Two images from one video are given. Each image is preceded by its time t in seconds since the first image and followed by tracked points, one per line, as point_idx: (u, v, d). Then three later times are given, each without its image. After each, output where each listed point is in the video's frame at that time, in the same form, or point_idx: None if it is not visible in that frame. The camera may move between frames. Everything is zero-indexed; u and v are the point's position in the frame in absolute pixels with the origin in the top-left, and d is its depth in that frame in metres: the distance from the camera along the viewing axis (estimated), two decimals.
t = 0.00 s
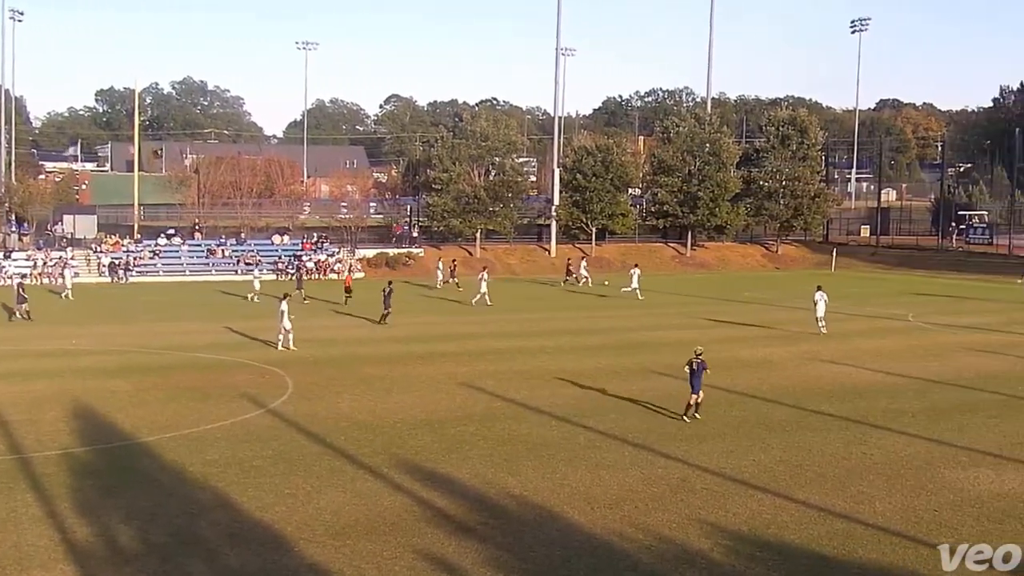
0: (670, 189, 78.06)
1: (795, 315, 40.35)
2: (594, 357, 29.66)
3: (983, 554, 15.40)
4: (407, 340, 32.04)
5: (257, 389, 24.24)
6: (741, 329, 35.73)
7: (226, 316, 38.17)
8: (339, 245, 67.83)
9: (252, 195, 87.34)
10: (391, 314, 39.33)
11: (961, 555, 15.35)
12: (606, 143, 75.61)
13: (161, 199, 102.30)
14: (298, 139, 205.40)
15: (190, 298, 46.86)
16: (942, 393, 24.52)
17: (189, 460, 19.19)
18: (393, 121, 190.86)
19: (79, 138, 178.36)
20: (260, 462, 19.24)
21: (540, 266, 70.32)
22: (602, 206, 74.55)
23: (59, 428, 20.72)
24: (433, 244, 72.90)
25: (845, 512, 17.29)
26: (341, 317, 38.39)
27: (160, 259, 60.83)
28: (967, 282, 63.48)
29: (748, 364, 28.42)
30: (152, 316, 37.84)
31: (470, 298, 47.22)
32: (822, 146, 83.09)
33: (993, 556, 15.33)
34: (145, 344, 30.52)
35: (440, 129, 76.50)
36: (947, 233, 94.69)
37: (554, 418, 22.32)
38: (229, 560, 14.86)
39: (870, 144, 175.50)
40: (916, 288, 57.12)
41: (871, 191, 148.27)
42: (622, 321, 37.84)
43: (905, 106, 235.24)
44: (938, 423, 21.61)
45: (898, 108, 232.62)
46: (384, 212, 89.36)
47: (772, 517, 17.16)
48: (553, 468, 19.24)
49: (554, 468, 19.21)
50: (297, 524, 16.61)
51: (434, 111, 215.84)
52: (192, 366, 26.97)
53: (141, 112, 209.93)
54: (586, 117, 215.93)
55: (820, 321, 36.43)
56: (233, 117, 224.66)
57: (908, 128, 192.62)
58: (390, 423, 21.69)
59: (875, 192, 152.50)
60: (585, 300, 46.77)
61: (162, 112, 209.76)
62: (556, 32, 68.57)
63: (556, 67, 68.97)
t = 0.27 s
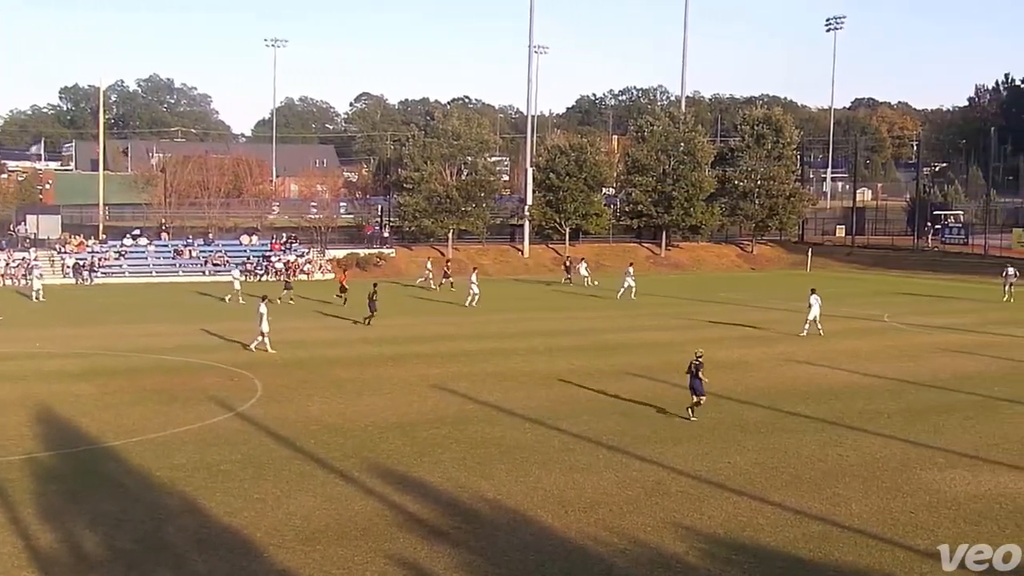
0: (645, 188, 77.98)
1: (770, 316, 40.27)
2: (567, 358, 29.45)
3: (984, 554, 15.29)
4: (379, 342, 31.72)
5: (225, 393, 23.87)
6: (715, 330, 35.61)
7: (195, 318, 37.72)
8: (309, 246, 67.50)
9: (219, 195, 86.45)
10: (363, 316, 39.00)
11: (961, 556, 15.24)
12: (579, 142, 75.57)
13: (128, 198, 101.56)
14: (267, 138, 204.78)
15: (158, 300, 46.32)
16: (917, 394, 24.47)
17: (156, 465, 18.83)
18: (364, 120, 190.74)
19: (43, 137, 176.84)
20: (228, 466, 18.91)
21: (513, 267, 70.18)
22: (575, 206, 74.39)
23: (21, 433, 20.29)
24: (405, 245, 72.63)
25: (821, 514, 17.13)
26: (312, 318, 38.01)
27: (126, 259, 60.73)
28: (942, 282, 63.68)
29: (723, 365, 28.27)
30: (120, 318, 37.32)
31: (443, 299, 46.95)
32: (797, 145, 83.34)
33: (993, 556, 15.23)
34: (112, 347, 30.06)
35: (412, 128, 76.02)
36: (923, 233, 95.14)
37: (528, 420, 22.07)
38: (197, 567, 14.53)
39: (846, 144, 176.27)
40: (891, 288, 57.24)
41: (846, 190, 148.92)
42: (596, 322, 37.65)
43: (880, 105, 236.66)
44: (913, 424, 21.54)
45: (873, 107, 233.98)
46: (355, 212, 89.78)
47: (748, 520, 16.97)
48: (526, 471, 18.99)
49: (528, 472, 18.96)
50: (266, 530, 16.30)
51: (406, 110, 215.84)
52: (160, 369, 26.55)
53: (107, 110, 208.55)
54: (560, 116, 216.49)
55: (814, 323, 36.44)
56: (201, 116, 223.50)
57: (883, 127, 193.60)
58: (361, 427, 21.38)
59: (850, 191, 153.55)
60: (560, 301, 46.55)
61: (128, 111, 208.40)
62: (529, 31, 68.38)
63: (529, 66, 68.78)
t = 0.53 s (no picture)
0: (620, 189, 78.09)
1: (743, 316, 40.39)
2: (542, 359, 29.43)
3: (985, 554, 15.27)
4: (354, 344, 31.61)
5: (199, 395, 23.73)
6: (690, 331, 35.68)
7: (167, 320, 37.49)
8: (282, 247, 67.34)
9: (192, 195, 85.81)
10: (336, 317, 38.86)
11: (962, 556, 15.23)
12: (554, 143, 75.61)
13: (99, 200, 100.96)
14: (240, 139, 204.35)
15: (130, 301, 46.00)
16: (891, 394, 24.60)
17: (128, 468, 18.68)
18: (338, 121, 190.76)
19: (12, 137, 175.58)
20: (201, 469, 18.79)
21: (488, 269, 70.26)
22: (550, 206, 74.35)
23: None
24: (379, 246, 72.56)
25: (795, 514, 17.15)
26: (286, 320, 37.85)
27: (97, 259, 60.34)
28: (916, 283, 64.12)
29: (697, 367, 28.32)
30: (90, 320, 37.01)
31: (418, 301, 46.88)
32: (771, 146, 83.64)
33: (992, 556, 15.22)
34: (84, 349, 29.81)
35: (386, 128, 75.76)
36: (896, 234, 95.80)
37: (504, 422, 22.02)
38: (169, 570, 14.41)
39: (820, 144, 177.68)
40: (864, 289, 57.58)
41: (820, 191, 149.80)
42: (571, 323, 37.64)
43: (853, 106, 238.62)
44: (887, 424, 21.63)
45: (846, 109, 236.07)
46: (329, 214, 90.29)
47: (722, 520, 16.97)
48: (501, 473, 18.94)
49: (502, 473, 18.90)
50: (240, 533, 16.17)
51: (380, 110, 215.98)
52: (132, 371, 26.35)
53: (77, 110, 207.25)
54: (535, 117, 217.09)
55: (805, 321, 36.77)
56: (173, 116, 222.53)
57: (856, 128, 195.36)
58: (334, 429, 21.29)
59: (825, 192, 154.64)
60: (535, 302, 46.51)
61: (99, 111, 207.33)
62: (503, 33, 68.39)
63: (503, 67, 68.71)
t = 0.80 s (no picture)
0: (592, 190, 78.55)
1: (714, 318, 40.60)
2: (514, 361, 29.46)
3: (983, 554, 15.33)
4: (325, 346, 31.52)
5: (169, 397, 23.61)
6: (661, 332, 35.82)
7: (137, 322, 37.29)
8: (255, 249, 67.24)
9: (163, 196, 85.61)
10: (309, 319, 38.79)
11: (961, 556, 15.27)
12: (526, 144, 75.53)
13: (69, 201, 100.43)
14: (212, 140, 203.87)
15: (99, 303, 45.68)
16: (862, 394, 24.76)
17: (98, 471, 18.56)
18: (310, 122, 190.81)
19: None
20: (172, 471, 18.69)
21: (461, 270, 70.27)
22: (523, 207, 74.33)
23: None
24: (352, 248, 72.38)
25: (767, 515, 17.20)
26: (258, 321, 37.73)
27: (68, 261, 60.18)
28: (888, 284, 64.61)
29: (669, 368, 28.44)
30: (59, 323, 36.73)
31: (390, 302, 46.84)
32: (743, 148, 83.19)
33: (992, 556, 15.26)
34: (52, 352, 29.57)
35: (359, 129, 75.56)
36: (866, 236, 96.56)
37: (476, 424, 22.01)
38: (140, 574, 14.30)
39: (792, 147, 179.18)
40: (836, 290, 58.00)
41: (791, 194, 150.83)
42: (543, 325, 37.71)
43: (824, 108, 240.94)
44: (859, 425, 21.77)
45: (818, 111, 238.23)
46: (301, 216, 90.12)
47: (694, 521, 17.00)
48: (474, 474, 18.92)
49: (476, 475, 18.89)
50: (212, 535, 16.09)
51: (353, 111, 216.10)
52: (102, 374, 26.16)
53: (46, 110, 205.86)
54: (508, 118, 217.78)
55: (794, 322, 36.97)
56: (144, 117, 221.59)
57: (828, 130, 197.22)
58: (306, 430, 21.22)
59: (796, 194, 155.81)
60: (508, 304, 46.56)
61: (68, 111, 206.18)
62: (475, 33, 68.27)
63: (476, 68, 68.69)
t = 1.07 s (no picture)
0: (569, 192, 78.55)
1: (690, 318, 40.72)
2: (492, 362, 29.50)
3: (984, 554, 15.34)
4: (302, 347, 31.48)
5: (146, 399, 23.53)
6: (639, 333, 35.90)
7: (113, 324, 37.15)
8: (232, 250, 67.09)
9: (139, 197, 85.37)
10: (286, 320, 38.75)
11: (961, 555, 15.28)
12: (504, 146, 75.51)
13: (44, 202, 99.90)
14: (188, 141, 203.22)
15: (74, 305, 45.43)
16: (838, 395, 24.89)
17: (74, 473, 18.47)
18: (287, 124, 190.62)
19: None
20: (149, 473, 18.62)
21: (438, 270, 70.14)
22: (501, 209, 74.49)
23: None
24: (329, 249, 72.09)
25: (745, 515, 17.24)
26: (235, 323, 37.62)
27: (42, 263, 59.84)
28: (866, 285, 64.93)
29: (647, 369, 28.50)
30: (34, 324, 36.52)
31: (367, 304, 46.82)
32: (721, 149, 83.88)
33: (992, 556, 15.28)
34: (27, 354, 29.41)
35: (336, 131, 75.39)
36: (842, 237, 96.97)
37: (454, 425, 22.01)
38: None
39: (768, 148, 180.09)
40: (813, 291, 58.38)
41: (768, 195, 151.52)
42: (521, 326, 37.72)
43: (800, 110, 242.61)
44: (836, 425, 21.89)
45: (795, 112, 239.49)
46: (278, 217, 90.00)
47: (672, 522, 17.02)
48: (452, 476, 18.92)
49: (453, 476, 18.89)
50: (189, 538, 16.02)
51: (331, 112, 215.97)
52: (78, 376, 26.04)
53: (19, 110, 204.51)
54: (485, 119, 218.23)
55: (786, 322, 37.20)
56: (120, 118, 220.56)
57: (804, 131, 198.52)
58: (284, 432, 21.18)
59: (773, 197, 156.65)
60: (485, 305, 46.57)
61: (42, 112, 204.95)
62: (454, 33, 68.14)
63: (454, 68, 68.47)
